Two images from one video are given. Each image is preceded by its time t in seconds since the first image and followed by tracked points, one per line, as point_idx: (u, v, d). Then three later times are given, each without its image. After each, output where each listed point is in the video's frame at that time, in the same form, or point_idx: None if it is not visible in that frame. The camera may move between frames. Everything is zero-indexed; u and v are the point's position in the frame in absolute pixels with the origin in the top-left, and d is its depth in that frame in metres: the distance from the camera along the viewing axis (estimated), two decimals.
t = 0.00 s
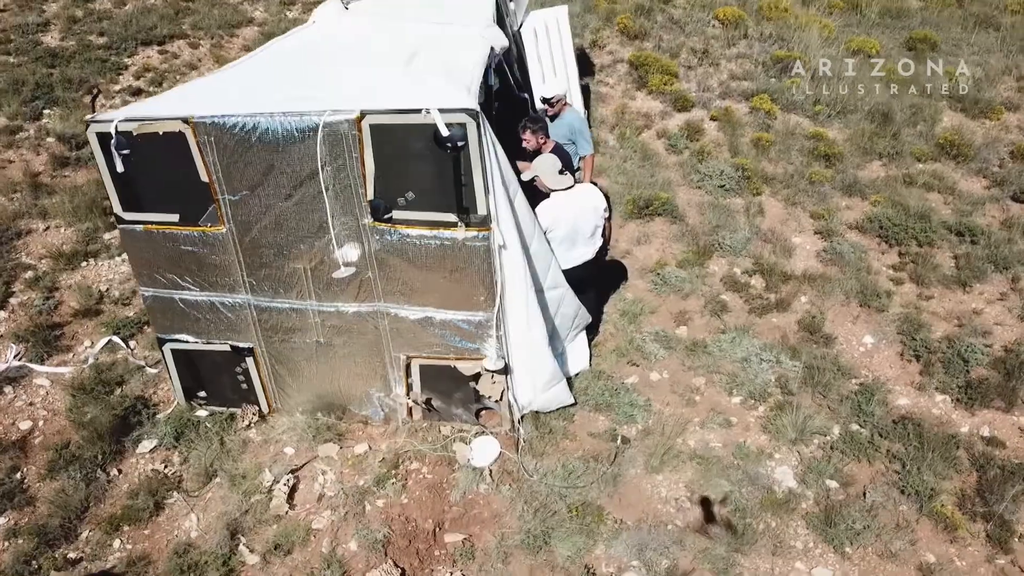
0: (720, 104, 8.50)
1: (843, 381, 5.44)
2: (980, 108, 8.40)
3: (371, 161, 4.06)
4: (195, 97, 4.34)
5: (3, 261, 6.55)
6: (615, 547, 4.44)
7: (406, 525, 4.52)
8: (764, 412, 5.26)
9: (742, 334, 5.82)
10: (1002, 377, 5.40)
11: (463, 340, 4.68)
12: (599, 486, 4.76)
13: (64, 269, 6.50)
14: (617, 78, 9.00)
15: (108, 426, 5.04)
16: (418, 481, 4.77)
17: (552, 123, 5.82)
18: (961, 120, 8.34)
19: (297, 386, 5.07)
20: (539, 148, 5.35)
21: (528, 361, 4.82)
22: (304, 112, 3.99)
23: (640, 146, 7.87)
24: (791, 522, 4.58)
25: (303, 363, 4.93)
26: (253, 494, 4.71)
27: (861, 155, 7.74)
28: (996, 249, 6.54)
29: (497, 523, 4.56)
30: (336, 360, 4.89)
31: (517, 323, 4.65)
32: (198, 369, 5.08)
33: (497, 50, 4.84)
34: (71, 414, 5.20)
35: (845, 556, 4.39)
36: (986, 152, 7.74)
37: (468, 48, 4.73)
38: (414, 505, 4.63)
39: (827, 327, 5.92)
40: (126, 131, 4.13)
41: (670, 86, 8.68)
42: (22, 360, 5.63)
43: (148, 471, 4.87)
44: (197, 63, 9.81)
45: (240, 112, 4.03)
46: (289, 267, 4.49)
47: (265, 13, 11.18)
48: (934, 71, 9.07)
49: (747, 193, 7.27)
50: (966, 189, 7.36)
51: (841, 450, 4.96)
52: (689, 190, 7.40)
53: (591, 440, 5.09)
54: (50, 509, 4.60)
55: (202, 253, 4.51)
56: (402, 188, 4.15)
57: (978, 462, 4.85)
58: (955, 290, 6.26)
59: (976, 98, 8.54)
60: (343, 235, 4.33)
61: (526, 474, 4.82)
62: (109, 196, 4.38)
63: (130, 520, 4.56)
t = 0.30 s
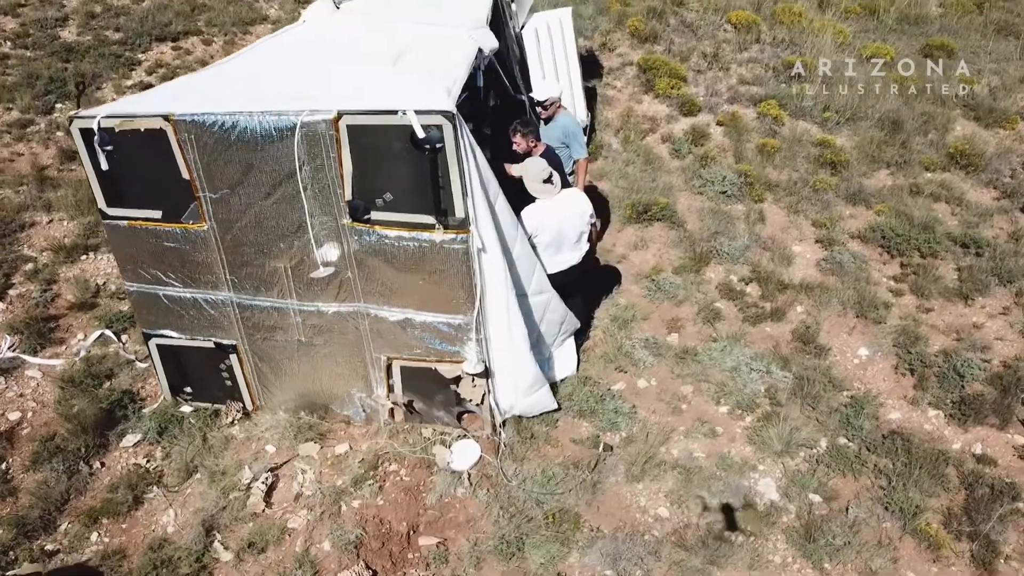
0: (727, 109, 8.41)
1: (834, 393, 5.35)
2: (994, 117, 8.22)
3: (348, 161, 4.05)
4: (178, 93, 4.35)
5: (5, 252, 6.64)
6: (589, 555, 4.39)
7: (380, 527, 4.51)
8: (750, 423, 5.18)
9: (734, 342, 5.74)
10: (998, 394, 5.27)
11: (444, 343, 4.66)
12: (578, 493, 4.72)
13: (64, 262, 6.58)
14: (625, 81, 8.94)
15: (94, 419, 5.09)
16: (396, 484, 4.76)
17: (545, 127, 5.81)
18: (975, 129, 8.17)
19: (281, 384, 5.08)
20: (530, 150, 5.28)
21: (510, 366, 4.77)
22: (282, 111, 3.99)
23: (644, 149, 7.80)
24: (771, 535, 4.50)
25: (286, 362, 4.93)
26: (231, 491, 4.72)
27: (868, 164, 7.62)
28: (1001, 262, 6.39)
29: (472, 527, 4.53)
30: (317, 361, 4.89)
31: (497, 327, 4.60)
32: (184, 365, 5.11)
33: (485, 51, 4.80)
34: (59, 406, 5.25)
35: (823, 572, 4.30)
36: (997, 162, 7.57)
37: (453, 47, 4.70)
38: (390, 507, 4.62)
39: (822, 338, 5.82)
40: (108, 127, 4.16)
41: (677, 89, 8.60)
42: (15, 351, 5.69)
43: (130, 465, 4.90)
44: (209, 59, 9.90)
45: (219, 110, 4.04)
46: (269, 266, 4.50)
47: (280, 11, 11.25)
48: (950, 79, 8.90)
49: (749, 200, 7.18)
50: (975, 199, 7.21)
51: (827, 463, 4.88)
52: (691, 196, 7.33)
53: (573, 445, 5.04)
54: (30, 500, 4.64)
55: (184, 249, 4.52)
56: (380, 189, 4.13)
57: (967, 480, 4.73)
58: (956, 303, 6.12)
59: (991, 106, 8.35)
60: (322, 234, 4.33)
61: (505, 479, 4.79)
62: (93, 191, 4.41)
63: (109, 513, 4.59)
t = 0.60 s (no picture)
0: (729, 114, 8.32)
1: (818, 404, 5.26)
2: (1003, 125, 8.06)
3: (319, 162, 4.03)
4: (155, 92, 4.36)
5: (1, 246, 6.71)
6: (557, 563, 4.34)
7: (349, 529, 4.49)
8: (731, 433, 5.10)
9: (720, 350, 5.67)
10: (986, 409, 5.15)
11: (419, 346, 4.62)
12: (551, 499, 4.67)
13: (58, 257, 6.64)
14: (628, 85, 8.88)
15: (74, 414, 5.12)
16: (368, 486, 4.74)
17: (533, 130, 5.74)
18: (982, 138, 8.01)
19: (259, 383, 5.09)
20: (514, 154, 5.23)
21: (485, 370, 4.72)
22: (254, 111, 3.99)
23: (642, 153, 7.74)
24: (744, 548, 4.42)
25: (263, 361, 4.93)
26: (204, 489, 4.73)
27: (869, 172, 7.50)
28: (999, 274, 6.25)
29: (441, 532, 4.50)
30: (294, 360, 4.88)
31: (472, 331, 4.55)
32: (164, 362, 5.13)
33: (466, 53, 4.78)
34: (41, 399, 5.29)
35: None
36: (1003, 172, 7.42)
37: (434, 49, 4.68)
38: (360, 510, 4.60)
39: (810, 347, 5.73)
40: (84, 124, 4.18)
41: (679, 93, 8.52)
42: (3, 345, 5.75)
43: (106, 461, 4.93)
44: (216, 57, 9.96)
45: (193, 109, 4.05)
46: (244, 265, 4.50)
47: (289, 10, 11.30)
48: (959, 86, 8.74)
49: (745, 206, 7.10)
50: (977, 209, 7.07)
51: (806, 476, 4.79)
52: (687, 201, 7.26)
53: (549, 451, 5.00)
54: (5, 493, 4.68)
55: (161, 247, 4.54)
56: (351, 190, 4.10)
57: (949, 496, 4.63)
58: (951, 315, 6.00)
59: (1000, 114, 8.18)
60: (296, 234, 4.31)
61: (478, 484, 4.75)
62: (71, 188, 4.44)
63: (82, 508, 4.62)
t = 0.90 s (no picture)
0: (728, 118, 8.24)
1: (798, 415, 5.19)
2: (1008, 133, 7.90)
3: (287, 161, 4.02)
4: (129, 89, 4.38)
5: None
6: (522, 569, 4.29)
7: (315, 530, 4.48)
8: (707, 442, 5.04)
9: (702, 358, 5.60)
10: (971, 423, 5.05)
11: (390, 348, 4.59)
12: (520, 505, 4.63)
13: (50, 251, 6.70)
14: (628, 88, 8.83)
15: (52, 408, 5.16)
16: (337, 487, 4.73)
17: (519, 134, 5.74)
18: (986, 146, 7.87)
19: (234, 381, 5.09)
20: (495, 156, 5.24)
21: (457, 373, 4.68)
22: (222, 109, 3.99)
23: (637, 157, 7.68)
24: (713, 559, 4.35)
25: (237, 359, 4.93)
26: (174, 486, 4.74)
27: (868, 179, 7.39)
28: (993, 286, 6.12)
29: (406, 535, 4.48)
30: (267, 359, 4.88)
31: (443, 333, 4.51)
32: (141, 358, 5.15)
33: (444, 54, 4.76)
34: (22, 392, 5.33)
35: None
36: (1005, 181, 7.27)
37: (411, 49, 4.66)
38: (327, 511, 4.59)
39: (795, 357, 5.65)
40: (57, 120, 4.20)
41: (679, 97, 8.46)
42: None
43: (81, 455, 4.96)
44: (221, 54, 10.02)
45: (162, 107, 4.05)
46: (216, 264, 4.50)
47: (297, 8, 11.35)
48: (965, 93, 8.59)
49: (738, 212, 7.02)
50: (976, 219, 6.93)
51: (781, 488, 4.72)
52: (680, 206, 7.19)
53: (523, 456, 4.96)
54: None
55: (135, 243, 4.55)
56: (319, 190, 4.09)
57: (926, 511, 4.53)
58: (941, 326, 5.89)
59: (1005, 122, 8.03)
60: (267, 233, 4.31)
61: (447, 487, 4.72)
62: (46, 183, 4.46)
63: (54, 502, 4.65)
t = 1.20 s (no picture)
0: (733, 126, 8.15)
1: (781, 431, 5.10)
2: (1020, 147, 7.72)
3: (258, 163, 4.04)
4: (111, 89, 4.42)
5: None
6: None
7: (283, 531, 4.49)
8: (685, 456, 4.97)
9: (687, 370, 5.53)
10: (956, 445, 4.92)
11: (364, 352, 4.59)
12: (490, 512, 4.60)
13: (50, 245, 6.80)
14: (634, 93, 8.76)
15: (36, 400, 5.23)
16: (309, 490, 4.74)
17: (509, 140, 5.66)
18: (997, 160, 7.69)
19: (213, 380, 5.12)
20: (480, 161, 5.23)
21: (433, 379, 4.66)
22: (195, 111, 4.01)
23: (637, 164, 7.62)
24: None
25: (216, 358, 4.96)
26: (149, 483, 4.77)
27: (871, 191, 7.26)
28: (992, 304, 5.97)
29: (374, 539, 4.47)
30: (245, 359, 4.91)
31: (417, 338, 4.50)
32: (124, 354, 5.20)
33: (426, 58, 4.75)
34: (9, 384, 5.41)
35: None
36: (1013, 197, 7.10)
37: (393, 53, 4.66)
38: (297, 512, 4.60)
39: (781, 371, 5.56)
40: (37, 118, 4.25)
41: (684, 104, 8.38)
42: None
43: (62, 448, 5.02)
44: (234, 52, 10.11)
45: (137, 107, 4.09)
46: (192, 263, 4.53)
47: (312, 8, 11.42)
48: (979, 105, 8.41)
49: (736, 222, 6.93)
50: (980, 235, 6.78)
51: (756, 506, 4.64)
52: (678, 214, 7.12)
53: (497, 464, 4.93)
54: None
55: (114, 241, 4.59)
56: (290, 193, 4.09)
57: (903, 535, 4.42)
58: (936, 344, 5.76)
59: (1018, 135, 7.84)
60: (242, 235, 4.32)
61: (419, 492, 4.71)
62: (29, 180, 4.52)
63: (31, 494, 4.70)
